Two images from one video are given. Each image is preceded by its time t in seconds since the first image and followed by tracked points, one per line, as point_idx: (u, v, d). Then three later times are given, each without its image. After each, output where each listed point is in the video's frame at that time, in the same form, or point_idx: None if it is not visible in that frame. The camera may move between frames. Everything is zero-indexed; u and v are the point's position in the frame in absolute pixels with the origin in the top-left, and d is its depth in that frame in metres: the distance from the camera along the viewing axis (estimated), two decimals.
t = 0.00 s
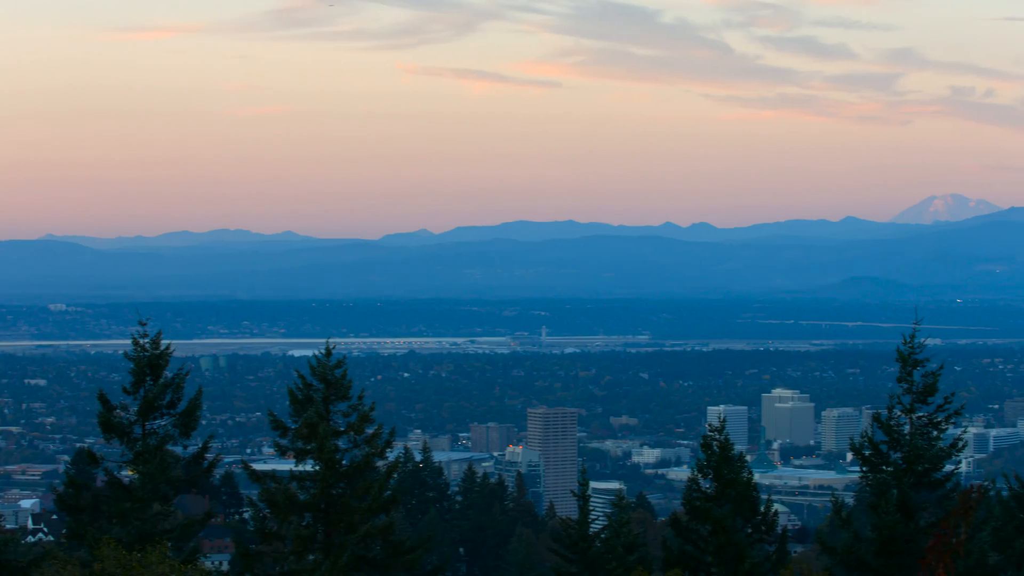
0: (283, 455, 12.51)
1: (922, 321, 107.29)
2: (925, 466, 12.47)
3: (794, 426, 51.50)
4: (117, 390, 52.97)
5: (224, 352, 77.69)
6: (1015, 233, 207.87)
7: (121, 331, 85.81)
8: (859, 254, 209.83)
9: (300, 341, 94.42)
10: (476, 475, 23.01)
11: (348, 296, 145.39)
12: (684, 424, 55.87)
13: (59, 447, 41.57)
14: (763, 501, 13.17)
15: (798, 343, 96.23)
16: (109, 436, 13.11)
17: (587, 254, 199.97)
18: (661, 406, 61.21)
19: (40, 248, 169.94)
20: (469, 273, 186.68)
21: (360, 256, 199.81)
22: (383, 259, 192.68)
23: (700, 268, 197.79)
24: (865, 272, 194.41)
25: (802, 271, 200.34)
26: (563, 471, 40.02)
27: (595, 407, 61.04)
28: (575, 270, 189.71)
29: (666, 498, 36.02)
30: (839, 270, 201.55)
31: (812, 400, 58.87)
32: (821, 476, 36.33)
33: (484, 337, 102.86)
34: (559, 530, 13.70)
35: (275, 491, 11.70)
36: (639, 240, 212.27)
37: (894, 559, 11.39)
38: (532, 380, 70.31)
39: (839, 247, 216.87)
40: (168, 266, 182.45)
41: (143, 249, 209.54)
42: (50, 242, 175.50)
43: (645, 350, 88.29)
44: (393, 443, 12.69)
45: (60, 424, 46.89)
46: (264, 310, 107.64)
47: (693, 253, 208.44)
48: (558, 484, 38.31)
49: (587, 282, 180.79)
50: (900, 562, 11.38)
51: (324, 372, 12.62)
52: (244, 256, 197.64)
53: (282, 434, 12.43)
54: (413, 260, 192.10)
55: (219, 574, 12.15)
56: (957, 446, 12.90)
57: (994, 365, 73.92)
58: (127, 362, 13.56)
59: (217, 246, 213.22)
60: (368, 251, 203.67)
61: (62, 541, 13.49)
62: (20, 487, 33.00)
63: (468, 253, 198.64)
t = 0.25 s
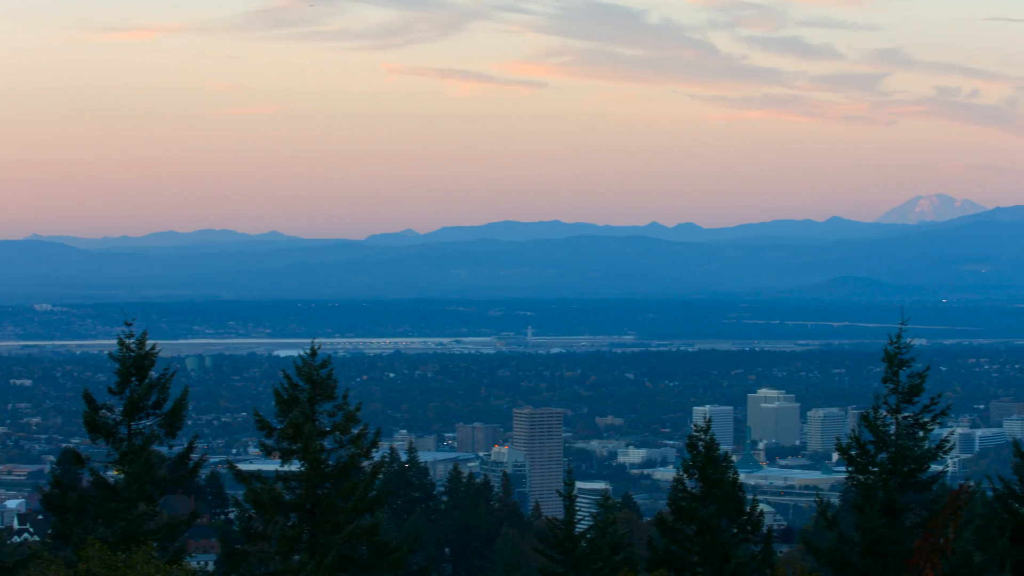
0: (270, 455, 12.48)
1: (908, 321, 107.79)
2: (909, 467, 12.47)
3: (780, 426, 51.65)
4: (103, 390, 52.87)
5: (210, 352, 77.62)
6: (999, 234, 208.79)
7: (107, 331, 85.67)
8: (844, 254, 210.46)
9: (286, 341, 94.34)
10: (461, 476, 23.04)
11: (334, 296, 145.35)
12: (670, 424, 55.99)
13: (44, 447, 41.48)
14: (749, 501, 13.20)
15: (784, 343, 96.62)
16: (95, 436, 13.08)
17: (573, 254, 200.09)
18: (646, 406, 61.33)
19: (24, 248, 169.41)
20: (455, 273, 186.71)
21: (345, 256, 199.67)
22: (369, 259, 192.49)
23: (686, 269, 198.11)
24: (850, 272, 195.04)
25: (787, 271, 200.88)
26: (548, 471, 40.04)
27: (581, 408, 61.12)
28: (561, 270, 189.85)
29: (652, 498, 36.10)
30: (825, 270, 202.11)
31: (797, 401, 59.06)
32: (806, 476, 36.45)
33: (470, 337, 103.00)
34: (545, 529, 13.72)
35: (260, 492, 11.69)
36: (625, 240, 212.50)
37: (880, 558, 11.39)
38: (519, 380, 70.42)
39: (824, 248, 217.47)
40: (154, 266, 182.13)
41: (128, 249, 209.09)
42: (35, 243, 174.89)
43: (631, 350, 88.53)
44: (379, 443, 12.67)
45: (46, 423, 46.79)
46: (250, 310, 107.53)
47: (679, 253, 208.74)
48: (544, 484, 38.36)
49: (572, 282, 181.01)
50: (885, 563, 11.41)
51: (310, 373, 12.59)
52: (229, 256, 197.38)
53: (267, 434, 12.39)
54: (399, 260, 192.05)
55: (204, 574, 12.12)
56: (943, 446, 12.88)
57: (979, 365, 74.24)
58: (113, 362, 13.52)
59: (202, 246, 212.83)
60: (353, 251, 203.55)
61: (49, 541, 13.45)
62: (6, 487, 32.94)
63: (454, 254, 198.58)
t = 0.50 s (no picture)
0: (255, 455, 12.44)
1: (894, 322, 108.27)
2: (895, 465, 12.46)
3: (765, 426, 51.79)
4: (88, 390, 52.77)
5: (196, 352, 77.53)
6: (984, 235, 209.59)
7: (93, 331, 85.51)
8: (830, 254, 211.01)
9: (273, 341, 94.26)
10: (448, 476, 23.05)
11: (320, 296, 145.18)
12: (656, 424, 56.09)
13: (30, 447, 41.40)
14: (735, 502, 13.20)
15: (770, 344, 96.97)
16: (80, 436, 13.05)
17: (559, 254, 200.18)
18: (632, 406, 61.42)
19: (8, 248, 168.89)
20: (440, 273, 186.53)
21: (331, 256, 199.49)
22: (355, 259, 192.28)
23: (672, 269, 198.39)
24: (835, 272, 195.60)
25: (773, 271, 201.37)
26: (534, 471, 40.06)
27: (567, 408, 61.21)
28: (547, 270, 189.95)
29: (638, 498, 36.17)
30: (810, 270, 202.63)
31: (783, 401, 59.23)
32: (792, 476, 36.56)
33: (456, 338, 103.10)
34: (531, 529, 13.71)
35: (245, 493, 11.64)
36: (611, 241, 212.70)
37: (868, 559, 11.38)
38: (505, 380, 70.48)
39: (810, 248, 218.05)
40: (139, 266, 181.81)
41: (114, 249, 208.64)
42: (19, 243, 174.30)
43: (617, 350, 88.75)
44: (364, 443, 12.63)
45: (31, 424, 46.70)
46: (236, 310, 107.40)
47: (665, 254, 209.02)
48: (530, 484, 38.38)
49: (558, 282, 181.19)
50: (869, 564, 11.42)
51: (295, 373, 12.55)
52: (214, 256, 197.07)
53: (253, 434, 12.35)
54: (384, 260, 191.97)
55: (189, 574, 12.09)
56: (929, 447, 12.81)
57: (965, 365, 74.56)
58: (98, 362, 13.48)
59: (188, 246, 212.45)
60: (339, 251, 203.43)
61: (34, 542, 13.41)
62: None
63: (440, 253, 198.50)
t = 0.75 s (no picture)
0: (241, 456, 12.41)
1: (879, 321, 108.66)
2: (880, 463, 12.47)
3: (751, 427, 51.90)
4: (74, 390, 52.68)
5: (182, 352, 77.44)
6: (969, 236, 210.37)
7: (79, 331, 85.33)
8: (816, 255, 211.55)
9: (259, 341, 94.19)
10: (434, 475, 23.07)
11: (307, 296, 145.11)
12: (642, 424, 56.19)
13: (16, 447, 41.35)
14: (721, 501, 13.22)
15: (755, 344, 97.26)
16: (66, 437, 13.03)
17: (545, 254, 200.27)
18: (618, 406, 61.50)
19: None
20: (426, 273, 186.46)
21: (317, 256, 199.25)
22: (341, 260, 192.08)
23: (658, 269, 198.66)
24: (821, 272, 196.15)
25: (758, 271, 201.80)
26: (520, 471, 40.10)
27: (552, 408, 61.29)
28: (533, 270, 190.00)
29: (624, 498, 36.25)
30: (796, 270, 203.09)
31: (769, 401, 59.39)
32: (778, 476, 36.68)
33: (442, 338, 103.17)
34: (517, 529, 13.72)
35: (232, 493, 11.61)
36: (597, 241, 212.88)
37: (853, 559, 11.39)
38: (490, 380, 70.54)
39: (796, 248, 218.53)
40: (125, 266, 181.45)
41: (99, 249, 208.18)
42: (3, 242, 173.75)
43: (602, 350, 88.97)
44: (351, 443, 12.61)
45: (17, 424, 46.60)
46: (222, 310, 107.26)
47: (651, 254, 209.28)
48: (516, 484, 38.45)
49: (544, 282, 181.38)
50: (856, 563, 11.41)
51: (281, 373, 12.52)
52: (199, 256, 196.77)
53: (239, 434, 12.32)
54: (370, 260, 191.89)
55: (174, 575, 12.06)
56: (914, 447, 12.79)
57: (950, 365, 74.87)
58: (85, 362, 13.46)
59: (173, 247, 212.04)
60: (325, 251, 203.24)
61: (19, 542, 13.36)
62: None
63: (426, 253, 198.42)
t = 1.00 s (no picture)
0: (227, 454, 12.34)
1: (865, 321, 108.85)
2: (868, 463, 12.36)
3: (738, 427, 51.93)
4: (60, 390, 52.53)
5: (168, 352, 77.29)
6: (954, 236, 210.97)
7: (64, 331, 85.08)
8: (802, 254, 211.95)
9: (245, 341, 94.01)
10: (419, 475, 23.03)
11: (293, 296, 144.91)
12: (628, 424, 56.22)
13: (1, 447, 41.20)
14: (708, 500, 13.22)
15: (742, 343, 97.37)
16: (52, 436, 13.00)
17: (531, 254, 200.26)
18: (604, 406, 61.50)
19: None
20: (412, 273, 186.33)
21: (302, 256, 198.88)
22: (326, 260, 191.81)
23: (644, 269, 198.86)
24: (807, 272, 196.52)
25: (745, 271, 202.10)
26: (506, 471, 40.10)
27: (538, 408, 61.29)
28: (519, 270, 190.00)
29: (610, 498, 36.27)
30: (782, 270, 203.41)
31: (755, 400, 59.48)
32: (764, 476, 36.71)
33: (428, 338, 103.09)
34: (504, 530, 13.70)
35: (218, 492, 11.50)
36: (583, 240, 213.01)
37: (840, 559, 11.35)
38: (477, 380, 70.49)
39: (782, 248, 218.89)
40: (110, 266, 180.96)
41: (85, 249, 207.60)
42: None
43: (588, 350, 89.08)
44: (337, 442, 12.53)
45: (2, 424, 46.46)
46: (208, 309, 107.02)
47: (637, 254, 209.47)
48: (502, 483, 38.42)
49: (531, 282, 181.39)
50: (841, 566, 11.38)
51: (268, 372, 12.45)
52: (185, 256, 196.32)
53: (226, 435, 12.25)
54: (357, 259, 191.70)
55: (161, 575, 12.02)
56: (901, 446, 12.70)
57: (936, 365, 75.06)
58: (71, 361, 13.41)
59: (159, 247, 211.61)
60: (311, 251, 202.97)
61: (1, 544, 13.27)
62: None
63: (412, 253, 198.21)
